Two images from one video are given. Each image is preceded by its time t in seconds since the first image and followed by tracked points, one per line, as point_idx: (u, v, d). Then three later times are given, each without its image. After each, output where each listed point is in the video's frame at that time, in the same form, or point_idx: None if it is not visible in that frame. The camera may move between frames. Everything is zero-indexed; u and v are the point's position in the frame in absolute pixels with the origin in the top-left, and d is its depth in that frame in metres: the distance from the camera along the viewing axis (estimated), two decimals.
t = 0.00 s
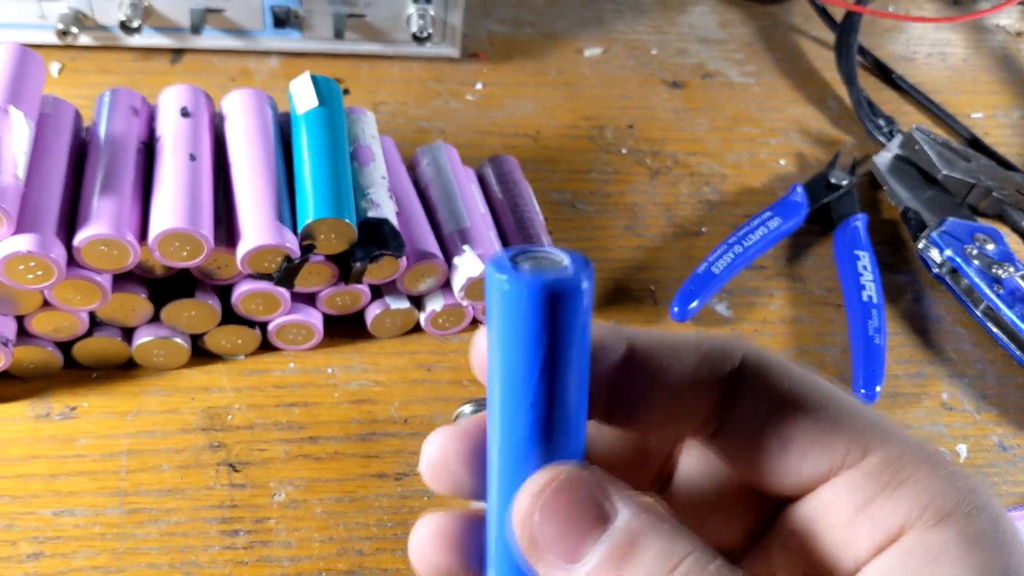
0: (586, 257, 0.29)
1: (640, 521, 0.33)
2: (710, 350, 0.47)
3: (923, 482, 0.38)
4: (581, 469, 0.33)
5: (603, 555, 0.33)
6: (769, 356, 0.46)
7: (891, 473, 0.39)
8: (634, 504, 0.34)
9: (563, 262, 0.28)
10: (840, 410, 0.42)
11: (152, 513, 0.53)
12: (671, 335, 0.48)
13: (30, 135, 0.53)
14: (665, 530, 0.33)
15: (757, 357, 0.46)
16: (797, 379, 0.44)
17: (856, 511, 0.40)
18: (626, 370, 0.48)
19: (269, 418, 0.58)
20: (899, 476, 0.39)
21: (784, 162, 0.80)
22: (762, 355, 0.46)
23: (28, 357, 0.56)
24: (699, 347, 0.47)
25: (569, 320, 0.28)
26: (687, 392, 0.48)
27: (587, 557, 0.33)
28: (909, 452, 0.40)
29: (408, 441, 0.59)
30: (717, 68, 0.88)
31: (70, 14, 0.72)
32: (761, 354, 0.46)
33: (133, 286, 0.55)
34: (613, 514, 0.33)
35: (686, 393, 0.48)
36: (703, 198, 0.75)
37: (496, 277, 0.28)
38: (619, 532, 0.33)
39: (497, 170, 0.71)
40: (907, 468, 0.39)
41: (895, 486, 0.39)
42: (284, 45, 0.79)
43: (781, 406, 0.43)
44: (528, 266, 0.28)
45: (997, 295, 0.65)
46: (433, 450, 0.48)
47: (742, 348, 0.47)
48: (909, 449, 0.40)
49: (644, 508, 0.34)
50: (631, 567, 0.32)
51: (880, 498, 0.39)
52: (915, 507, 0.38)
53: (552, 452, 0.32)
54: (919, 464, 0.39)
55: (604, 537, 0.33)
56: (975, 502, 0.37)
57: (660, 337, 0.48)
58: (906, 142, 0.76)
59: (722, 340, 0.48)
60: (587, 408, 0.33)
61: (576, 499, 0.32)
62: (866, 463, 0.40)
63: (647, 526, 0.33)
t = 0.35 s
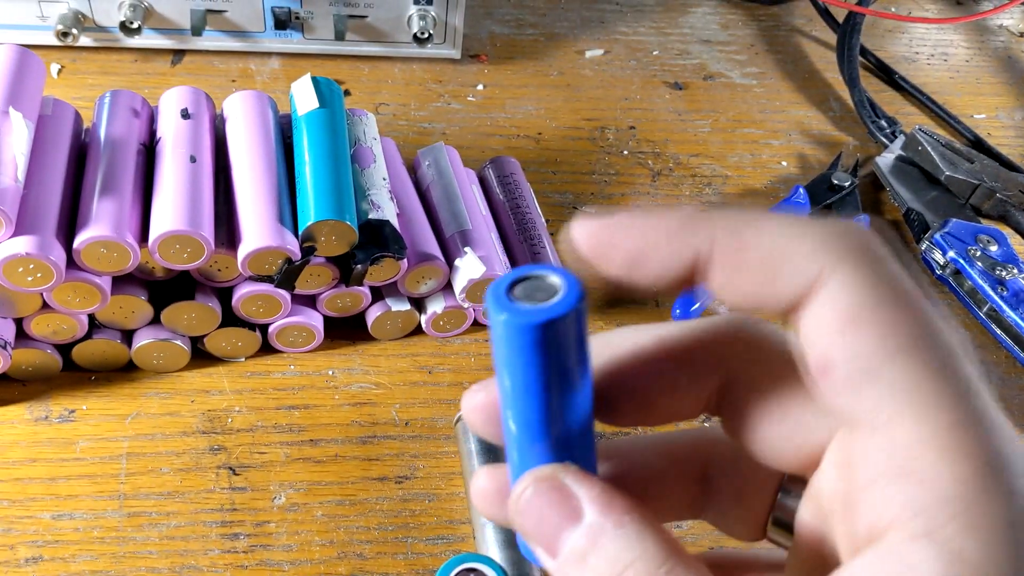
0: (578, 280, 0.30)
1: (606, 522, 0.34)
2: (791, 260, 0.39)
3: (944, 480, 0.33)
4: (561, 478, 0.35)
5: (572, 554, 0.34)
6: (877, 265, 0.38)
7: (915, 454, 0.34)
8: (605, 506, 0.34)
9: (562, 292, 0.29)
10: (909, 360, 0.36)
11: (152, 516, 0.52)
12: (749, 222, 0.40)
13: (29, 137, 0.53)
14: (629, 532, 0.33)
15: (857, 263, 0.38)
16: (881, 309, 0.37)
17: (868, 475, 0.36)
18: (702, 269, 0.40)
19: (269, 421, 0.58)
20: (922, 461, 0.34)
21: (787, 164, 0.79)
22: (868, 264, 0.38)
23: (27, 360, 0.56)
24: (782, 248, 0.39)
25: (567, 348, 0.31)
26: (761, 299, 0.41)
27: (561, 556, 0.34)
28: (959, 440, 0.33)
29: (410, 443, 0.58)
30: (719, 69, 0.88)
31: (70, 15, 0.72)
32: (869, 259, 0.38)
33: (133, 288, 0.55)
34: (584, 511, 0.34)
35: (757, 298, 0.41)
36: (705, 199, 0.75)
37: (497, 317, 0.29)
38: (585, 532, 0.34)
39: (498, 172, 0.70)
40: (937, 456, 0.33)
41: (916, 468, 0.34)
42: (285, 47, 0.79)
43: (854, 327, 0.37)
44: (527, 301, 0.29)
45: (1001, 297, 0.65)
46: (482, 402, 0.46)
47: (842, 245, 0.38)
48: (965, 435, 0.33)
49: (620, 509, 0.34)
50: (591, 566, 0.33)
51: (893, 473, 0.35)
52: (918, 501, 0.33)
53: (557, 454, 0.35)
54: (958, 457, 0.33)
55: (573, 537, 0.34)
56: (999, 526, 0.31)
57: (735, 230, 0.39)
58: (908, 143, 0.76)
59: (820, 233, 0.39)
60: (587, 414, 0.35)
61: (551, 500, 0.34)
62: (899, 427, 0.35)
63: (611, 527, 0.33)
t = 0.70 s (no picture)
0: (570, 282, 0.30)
1: (608, 540, 0.31)
2: (820, 249, 0.30)
3: (942, 513, 0.27)
4: (560, 493, 0.33)
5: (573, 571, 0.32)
6: (916, 268, 0.29)
7: (913, 490, 0.28)
8: (607, 522, 0.32)
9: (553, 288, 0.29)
10: (934, 395, 0.27)
11: (151, 518, 0.52)
12: (790, 189, 0.30)
13: (28, 137, 0.53)
14: (633, 551, 0.31)
15: (883, 263, 0.29)
16: (910, 330, 0.28)
17: (855, 503, 0.30)
18: (728, 242, 0.32)
19: (268, 422, 0.58)
20: (920, 496, 0.28)
21: (788, 163, 0.79)
22: (900, 264, 0.28)
23: (26, 360, 0.56)
24: (807, 233, 0.30)
25: (557, 352, 0.30)
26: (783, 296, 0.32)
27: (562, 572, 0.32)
28: (967, 478, 0.27)
29: (409, 444, 0.58)
30: (719, 69, 0.88)
31: (69, 14, 0.72)
32: (905, 257, 0.29)
33: (132, 289, 0.55)
34: (585, 528, 0.32)
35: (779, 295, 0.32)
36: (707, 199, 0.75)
37: (489, 314, 0.29)
38: (586, 550, 0.31)
39: (498, 172, 0.70)
40: (934, 491, 0.27)
41: (910, 503, 0.28)
42: (284, 46, 0.79)
43: (875, 347, 0.28)
44: (515, 298, 0.29)
45: (1003, 297, 0.64)
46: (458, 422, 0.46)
47: (866, 237, 0.29)
48: (971, 472, 0.27)
49: (622, 526, 0.32)
50: None
51: (879, 504, 0.29)
52: (908, 534, 0.28)
53: (549, 471, 0.34)
54: (958, 497, 0.27)
55: (574, 554, 0.32)
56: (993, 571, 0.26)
57: (770, 200, 0.30)
58: (910, 143, 0.75)
59: (837, 212, 0.29)
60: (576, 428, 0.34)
61: (549, 516, 0.32)
62: (904, 464, 0.28)
63: (614, 546, 0.31)
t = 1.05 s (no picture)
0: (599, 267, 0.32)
1: (637, 524, 0.31)
2: (813, 260, 0.29)
3: (934, 517, 0.27)
4: (590, 474, 0.33)
5: (599, 552, 0.32)
6: (912, 268, 0.28)
7: (904, 493, 0.28)
8: (636, 505, 0.32)
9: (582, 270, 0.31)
10: (927, 399, 0.27)
11: (154, 518, 0.52)
12: (773, 207, 0.30)
13: (31, 137, 0.53)
14: (661, 535, 0.31)
15: (878, 265, 0.28)
16: (902, 334, 0.28)
17: (846, 505, 0.30)
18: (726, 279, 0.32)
19: (271, 422, 0.58)
20: (912, 500, 0.28)
21: (789, 164, 0.79)
22: (891, 266, 0.28)
23: (29, 361, 0.56)
24: (795, 247, 0.29)
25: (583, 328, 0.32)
26: (784, 313, 0.32)
27: (589, 553, 0.32)
28: (960, 483, 0.27)
29: (412, 444, 0.58)
30: (720, 70, 0.88)
31: (71, 15, 0.72)
32: (900, 258, 0.28)
33: (135, 289, 0.55)
34: (614, 510, 0.32)
35: (778, 314, 0.32)
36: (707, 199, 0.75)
37: (519, 290, 0.30)
38: (614, 532, 0.32)
39: (500, 172, 0.70)
40: (925, 495, 0.27)
41: (902, 506, 0.28)
42: (286, 47, 0.79)
43: (869, 351, 0.28)
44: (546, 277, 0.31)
45: (1003, 297, 0.65)
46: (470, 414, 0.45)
47: (858, 238, 0.29)
48: (965, 475, 0.27)
49: (651, 510, 0.32)
50: (620, 567, 0.31)
51: (870, 507, 0.29)
52: (900, 537, 0.28)
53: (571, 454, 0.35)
54: (950, 501, 0.27)
55: (601, 535, 0.32)
56: None
57: (751, 220, 0.30)
58: (910, 143, 0.76)
59: (819, 223, 0.29)
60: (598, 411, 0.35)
61: (579, 497, 0.32)
62: (896, 468, 0.28)
63: (643, 530, 0.31)
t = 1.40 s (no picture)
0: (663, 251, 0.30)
1: (661, 512, 0.31)
2: (755, 254, 0.29)
3: (938, 496, 0.29)
4: (617, 458, 0.32)
5: (620, 537, 0.32)
6: (854, 254, 0.30)
7: (909, 477, 0.29)
8: (661, 492, 0.32)
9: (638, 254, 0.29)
10: (901, 380, 0.29)
11: (154, 520, 0.52)
12: (718, 196, 0.29)
13: (31, 138, 0.53)
14: (683, 526, 0.31)
15: (824, 254, 0.29)
16: (864, 314, 0.29)
17: (856, 497, 0.32)
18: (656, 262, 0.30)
19: (271, 424, 0.58)
20: (915, 482, 0.29)
21: (790, 165, 0.79)
22: (833, 251, 0.29)
23: (29, 362, 0.56)
24: (739, 237, 0.29)
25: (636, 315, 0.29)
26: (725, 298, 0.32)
27: (611, 537, 0.32)
28: (958, 456, 0.28)
29: (413, 446, 0.58)
30: (721, 70, 0.88)
31: (71, 15, 0.72)
32: (842, 248, 0.30)
33: (135, 290, 0.55)
34: (638, 496, 0.32)
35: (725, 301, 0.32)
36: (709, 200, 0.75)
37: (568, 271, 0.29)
38: (636, 518, 0.31)
39: (500, 173, 0.70)
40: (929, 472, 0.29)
41: (908, 489, 0.29)
42: (286, 48, 0.79)
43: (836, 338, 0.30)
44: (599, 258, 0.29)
45: (1006, 299, 0.64)
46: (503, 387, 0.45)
47: (800, 230, 0.29)
48: (965, 444, 0.29)
49: (676, 497, 0.32)
50: (641, 554, 0.31)
51: (880, 494, 0.30)
52: (911, 521, 0.29)
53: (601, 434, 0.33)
54: (953, 475, 0.28)
55: (625, 520, 0.32)
56: (997, 545, 0.27)
57: (700, 205, 0.29)
58: (912, 143, 0.75)
59: (762, 211, 0.29)
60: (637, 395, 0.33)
61: (604, 481, 0.32)
62: (891, 452, 0.30)
63: (666, 518, 0.31)
